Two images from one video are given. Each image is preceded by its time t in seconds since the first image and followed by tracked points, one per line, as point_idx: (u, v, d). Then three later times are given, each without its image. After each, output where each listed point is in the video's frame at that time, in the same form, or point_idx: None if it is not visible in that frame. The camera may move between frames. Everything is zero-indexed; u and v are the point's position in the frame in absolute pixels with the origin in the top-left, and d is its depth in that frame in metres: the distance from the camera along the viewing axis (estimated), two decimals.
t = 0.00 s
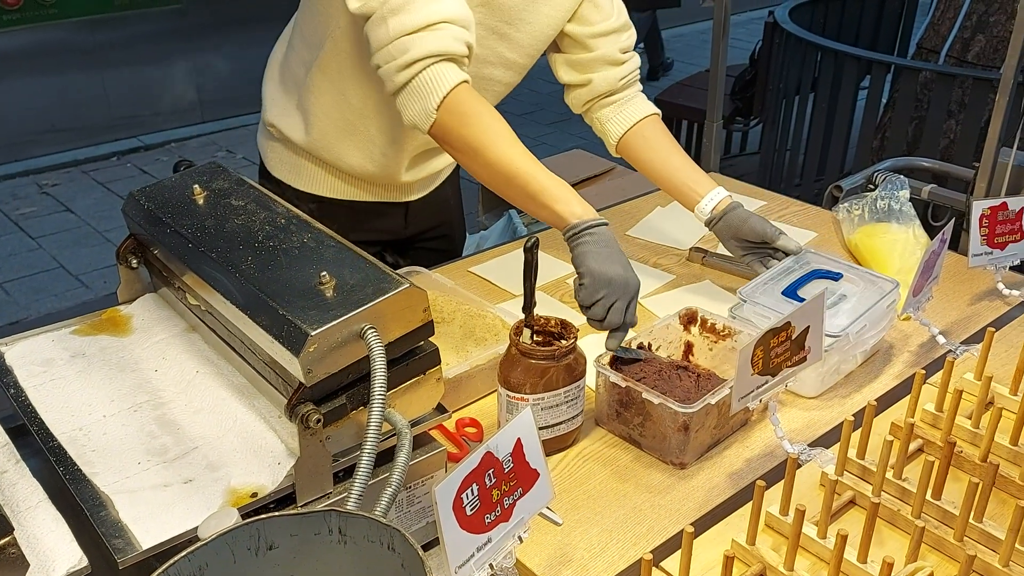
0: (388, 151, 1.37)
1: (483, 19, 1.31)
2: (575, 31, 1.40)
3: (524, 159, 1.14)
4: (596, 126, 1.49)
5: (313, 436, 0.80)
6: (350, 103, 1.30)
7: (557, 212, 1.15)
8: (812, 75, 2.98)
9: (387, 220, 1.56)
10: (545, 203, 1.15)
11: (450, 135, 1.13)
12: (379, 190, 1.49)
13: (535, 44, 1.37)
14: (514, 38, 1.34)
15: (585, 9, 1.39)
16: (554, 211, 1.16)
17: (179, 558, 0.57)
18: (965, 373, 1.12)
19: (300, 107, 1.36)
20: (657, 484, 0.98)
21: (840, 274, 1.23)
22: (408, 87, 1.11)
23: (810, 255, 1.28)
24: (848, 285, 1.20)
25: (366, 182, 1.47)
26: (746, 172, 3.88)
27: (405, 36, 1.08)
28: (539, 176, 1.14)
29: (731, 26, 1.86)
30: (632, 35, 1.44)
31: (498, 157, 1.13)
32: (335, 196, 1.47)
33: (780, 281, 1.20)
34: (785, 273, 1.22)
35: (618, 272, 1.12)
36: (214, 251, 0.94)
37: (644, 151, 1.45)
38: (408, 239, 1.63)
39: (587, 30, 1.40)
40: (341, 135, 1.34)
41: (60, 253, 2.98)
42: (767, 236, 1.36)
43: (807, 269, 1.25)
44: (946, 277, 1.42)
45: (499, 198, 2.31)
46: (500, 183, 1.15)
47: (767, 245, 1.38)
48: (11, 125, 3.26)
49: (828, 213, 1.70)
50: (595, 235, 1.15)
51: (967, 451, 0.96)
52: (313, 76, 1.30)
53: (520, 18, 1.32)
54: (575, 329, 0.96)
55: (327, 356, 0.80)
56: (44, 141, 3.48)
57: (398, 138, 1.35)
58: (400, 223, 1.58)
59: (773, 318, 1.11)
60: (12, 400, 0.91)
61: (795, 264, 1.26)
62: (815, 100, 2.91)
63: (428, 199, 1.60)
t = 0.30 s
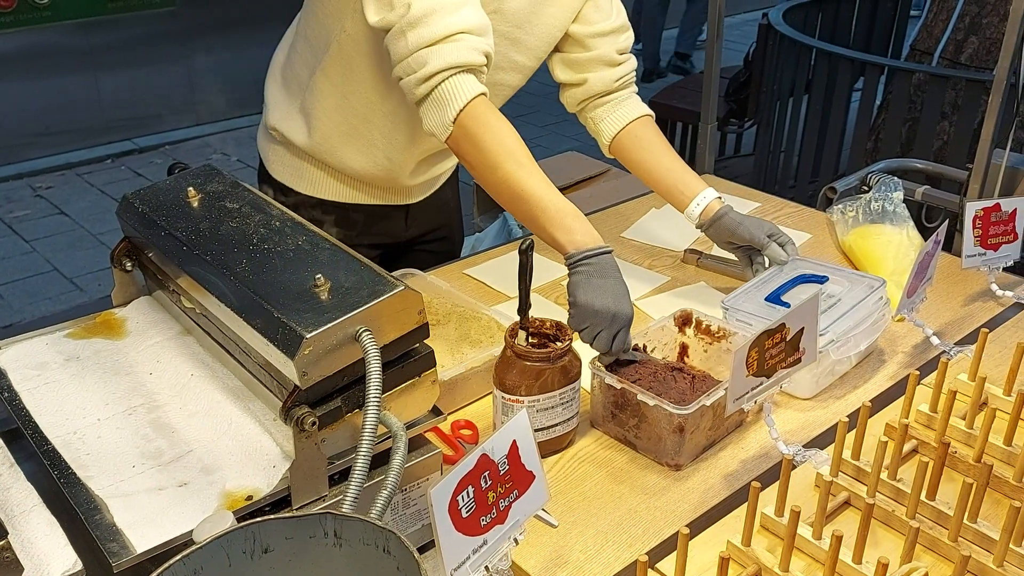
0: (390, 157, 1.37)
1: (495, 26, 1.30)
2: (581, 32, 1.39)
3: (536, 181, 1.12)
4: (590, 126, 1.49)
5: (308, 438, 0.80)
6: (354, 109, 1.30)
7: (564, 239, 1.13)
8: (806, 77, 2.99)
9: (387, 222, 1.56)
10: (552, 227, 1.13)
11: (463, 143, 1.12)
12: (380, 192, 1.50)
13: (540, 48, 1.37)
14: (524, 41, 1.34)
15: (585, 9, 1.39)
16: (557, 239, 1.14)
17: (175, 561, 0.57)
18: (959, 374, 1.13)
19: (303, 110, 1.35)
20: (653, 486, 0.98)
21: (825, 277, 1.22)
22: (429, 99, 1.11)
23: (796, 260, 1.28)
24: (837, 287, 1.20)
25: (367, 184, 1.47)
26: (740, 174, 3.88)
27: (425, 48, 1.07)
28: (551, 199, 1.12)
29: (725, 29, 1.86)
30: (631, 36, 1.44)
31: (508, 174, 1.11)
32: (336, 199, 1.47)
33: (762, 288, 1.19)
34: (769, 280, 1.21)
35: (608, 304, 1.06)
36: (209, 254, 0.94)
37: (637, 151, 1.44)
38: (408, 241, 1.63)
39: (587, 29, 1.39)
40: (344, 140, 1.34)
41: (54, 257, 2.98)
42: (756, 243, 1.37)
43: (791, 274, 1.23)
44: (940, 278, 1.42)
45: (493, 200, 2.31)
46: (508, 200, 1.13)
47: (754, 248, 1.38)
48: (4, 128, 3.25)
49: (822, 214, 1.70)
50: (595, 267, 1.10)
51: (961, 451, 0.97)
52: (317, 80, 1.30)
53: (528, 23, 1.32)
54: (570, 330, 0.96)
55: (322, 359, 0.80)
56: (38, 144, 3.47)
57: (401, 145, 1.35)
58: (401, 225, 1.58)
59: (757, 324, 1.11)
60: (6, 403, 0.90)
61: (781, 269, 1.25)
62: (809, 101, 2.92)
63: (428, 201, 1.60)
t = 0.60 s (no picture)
0: (389, 159, 1.37)
1: (493, 29, 1.30)
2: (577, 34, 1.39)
3: (550, 167, 1.11)
4: (563, 124, 1.49)
5: (305, 441, 0.80)
6: (353, 110, 1.29)
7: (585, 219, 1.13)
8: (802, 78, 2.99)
9: (386, 224, 1.56)
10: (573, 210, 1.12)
11: (470, 142, 1.11)
12: (378, 194, 1.50)
13: (537, 50, 1.37)
14: (522, 44, 1.34)
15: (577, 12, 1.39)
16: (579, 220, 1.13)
17: (172, 564, 0.57)
18: (956, 375, 1.13)
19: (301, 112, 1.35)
20: (651, 487, 0.98)
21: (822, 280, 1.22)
22: (425, 101, 1.11)
23: (792, 263, 1.28)
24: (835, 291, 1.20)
25: (365, 186, 1.47)
26: (736, 175, 3.89)
27: (420, 51, 1.07)
28: (569, 182, 1.11)
29: (721, 31, 1.87)
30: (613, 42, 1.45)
31: (523, 165, 1.10)
32: (333, 201, 1.47)
33: (759, 290, 1.19)
34: (766, 283, 1.21)
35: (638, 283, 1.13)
36: (206, 256, 0.94)
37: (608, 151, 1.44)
38: (407, 243, 1.63)
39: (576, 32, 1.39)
40: (342, 142, 1.34)
41: (50, 259, 2.97)
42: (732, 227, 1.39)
43: (787, 277, 1.23)
44: (936, 280, 1.43)
45: (490, 201, 2.31)
46: (525, 192, 1.12)
47: (730, 233, 1.41)
48: None
49: (818, 216, 1.71)
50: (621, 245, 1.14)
51: (958, 453, 0.97)
52: (316, 82, 1.29)
53: (526, 26, 1.32)
54: (567, 333, 0.96)
55: (319, 361, 0.80)
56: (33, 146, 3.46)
57: (400, 147, 1.35)
58: (400, 226, 1.58)
59: (753, 325, 1.11)
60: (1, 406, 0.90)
61: (778, 272, 1.25)
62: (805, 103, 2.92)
63: (426, 203, 1.60)
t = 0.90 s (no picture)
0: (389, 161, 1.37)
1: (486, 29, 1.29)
2: (566, 36, 1.37)
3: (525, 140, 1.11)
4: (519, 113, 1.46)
5: (303, 442, 0.80)
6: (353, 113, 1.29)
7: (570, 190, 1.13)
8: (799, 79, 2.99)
9: (386, 225, 1.56)
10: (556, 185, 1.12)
11: (441, 125, 1.10)
12: (376, 195, 1.50)
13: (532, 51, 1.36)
14: (516, 45, 1.33)
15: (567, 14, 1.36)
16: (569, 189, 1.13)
17: (169, 566, 0.57)
18: (954, 375, 1.13)
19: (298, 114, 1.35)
20: (649, 488, 0.98)
21: (820, 281, 1.22)
22: (398, 81, 1.08)
23: (790, 263, 1.28)
24: (832, 291, 1.20)
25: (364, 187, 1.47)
26: (734, 176, 3.90)
27: (403, 30, 1.06)
28: (544, 156, 1.11)
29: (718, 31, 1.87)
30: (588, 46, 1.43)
31: (499, 142, 1.09)
32: (332, 203, 1.47)
33: (757, 291, 1.19)
34: (764, 284, 1.21)
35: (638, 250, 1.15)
36: (203, 257, 0.93)
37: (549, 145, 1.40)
38: (406, 244, 1.63)
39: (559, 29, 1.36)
40: (342, 144, 1.34)
41: (46, 260, 2.97)
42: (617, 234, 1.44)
43: (786, 278, 1.23)
44: (934, 280, 1.43)
45: (487, 202, 2.31)
46: (501, 170, 1.12)
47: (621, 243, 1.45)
48: None
49: (815, 217, 1.71)
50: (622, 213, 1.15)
51: (956, 454, 0.97)
52: (314, 84, 1.29)
53: (520, 26, 1.31)
54: (565, 333, 0.96)
55: (317, 362, 0.80)
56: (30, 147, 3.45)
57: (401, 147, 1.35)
58: (400, 227, 1.58)
59: (751, 326, 1.11)
60: None
61: (776, 272, 1.25)
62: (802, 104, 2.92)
63: (424, 205, 1.60)
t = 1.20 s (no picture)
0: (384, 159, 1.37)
1: (479, 34, 1.29)
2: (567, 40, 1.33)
3: (507, 152, 1.06)
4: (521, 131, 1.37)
5: (300, 444, 0.80)
6: (346, 111, 1.29)
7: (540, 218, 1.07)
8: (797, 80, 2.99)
9: (380, 229, 1.56)
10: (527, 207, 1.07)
11: (427, 116, 1.06)
12: (371, 198, 1.49)
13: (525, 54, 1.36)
14: (505, 52, 1.31)
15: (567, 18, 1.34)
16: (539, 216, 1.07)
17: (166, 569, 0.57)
18: (951, 376, 1.13)
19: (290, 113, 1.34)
20: (646, 489, 0.98)
21: (817, 282, 1.22)
22: (394, 60, 1.04)
23: (786, 265, 1.28)
24: (829, 292, 1.20)
25: (358, 189, 1.47)
26: (732, 177, 3.91)
27: (402, 9, 1.04)
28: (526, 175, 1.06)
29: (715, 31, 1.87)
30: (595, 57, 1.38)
31: (485, 148, 1.05)
32: (326, 204, 1.47)
33: (755, 291, 1.19)
34: (762, 284, 1.21)
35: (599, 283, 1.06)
36: (199, 259, 0.94)
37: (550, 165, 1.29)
38: (400, 248, 1.63)
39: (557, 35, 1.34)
40: (335, 144, 1.33)
41: (45, 262, 2.98)
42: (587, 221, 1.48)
43: (783, 279, 1.23)
44: (931, 281, 1.43)
45: (485, 203, 2.31)
46: (476, 176, 1.08)
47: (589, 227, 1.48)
48: None
49: (812, 218, 1.71)
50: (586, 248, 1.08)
51: (953, 454, 0.97)
52: (307, 81, 1.29)
53: (513, 32, 1.30)
54: (562, 334, 0.96)
55: (313, 364, 0.80)
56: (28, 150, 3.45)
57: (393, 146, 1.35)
58: (393, 231, 1.58)
59: (749, 327, 1.11)
60: None
61: (774, 274, 1.25)
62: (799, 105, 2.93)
63: (420, 207, 1.60)
